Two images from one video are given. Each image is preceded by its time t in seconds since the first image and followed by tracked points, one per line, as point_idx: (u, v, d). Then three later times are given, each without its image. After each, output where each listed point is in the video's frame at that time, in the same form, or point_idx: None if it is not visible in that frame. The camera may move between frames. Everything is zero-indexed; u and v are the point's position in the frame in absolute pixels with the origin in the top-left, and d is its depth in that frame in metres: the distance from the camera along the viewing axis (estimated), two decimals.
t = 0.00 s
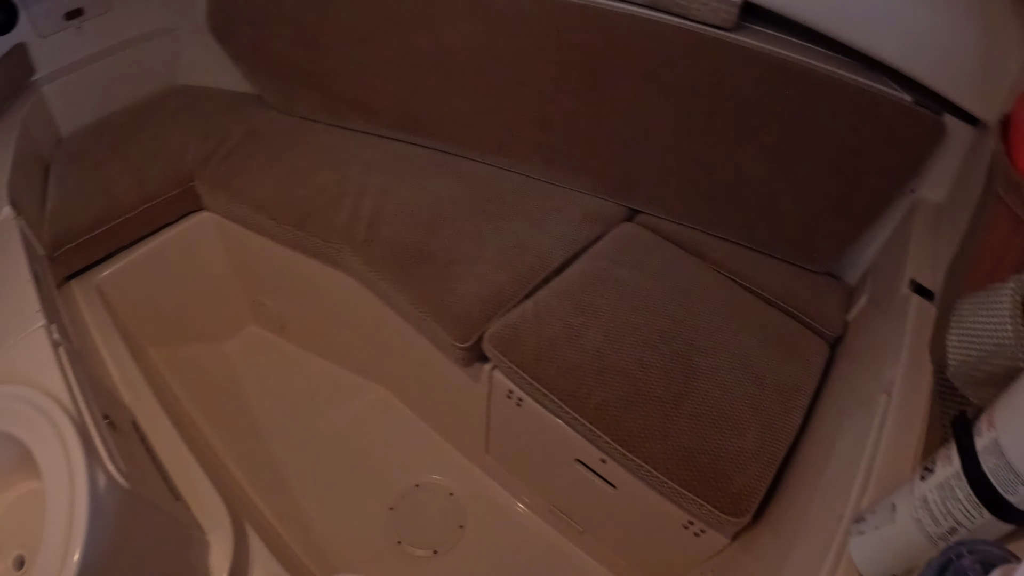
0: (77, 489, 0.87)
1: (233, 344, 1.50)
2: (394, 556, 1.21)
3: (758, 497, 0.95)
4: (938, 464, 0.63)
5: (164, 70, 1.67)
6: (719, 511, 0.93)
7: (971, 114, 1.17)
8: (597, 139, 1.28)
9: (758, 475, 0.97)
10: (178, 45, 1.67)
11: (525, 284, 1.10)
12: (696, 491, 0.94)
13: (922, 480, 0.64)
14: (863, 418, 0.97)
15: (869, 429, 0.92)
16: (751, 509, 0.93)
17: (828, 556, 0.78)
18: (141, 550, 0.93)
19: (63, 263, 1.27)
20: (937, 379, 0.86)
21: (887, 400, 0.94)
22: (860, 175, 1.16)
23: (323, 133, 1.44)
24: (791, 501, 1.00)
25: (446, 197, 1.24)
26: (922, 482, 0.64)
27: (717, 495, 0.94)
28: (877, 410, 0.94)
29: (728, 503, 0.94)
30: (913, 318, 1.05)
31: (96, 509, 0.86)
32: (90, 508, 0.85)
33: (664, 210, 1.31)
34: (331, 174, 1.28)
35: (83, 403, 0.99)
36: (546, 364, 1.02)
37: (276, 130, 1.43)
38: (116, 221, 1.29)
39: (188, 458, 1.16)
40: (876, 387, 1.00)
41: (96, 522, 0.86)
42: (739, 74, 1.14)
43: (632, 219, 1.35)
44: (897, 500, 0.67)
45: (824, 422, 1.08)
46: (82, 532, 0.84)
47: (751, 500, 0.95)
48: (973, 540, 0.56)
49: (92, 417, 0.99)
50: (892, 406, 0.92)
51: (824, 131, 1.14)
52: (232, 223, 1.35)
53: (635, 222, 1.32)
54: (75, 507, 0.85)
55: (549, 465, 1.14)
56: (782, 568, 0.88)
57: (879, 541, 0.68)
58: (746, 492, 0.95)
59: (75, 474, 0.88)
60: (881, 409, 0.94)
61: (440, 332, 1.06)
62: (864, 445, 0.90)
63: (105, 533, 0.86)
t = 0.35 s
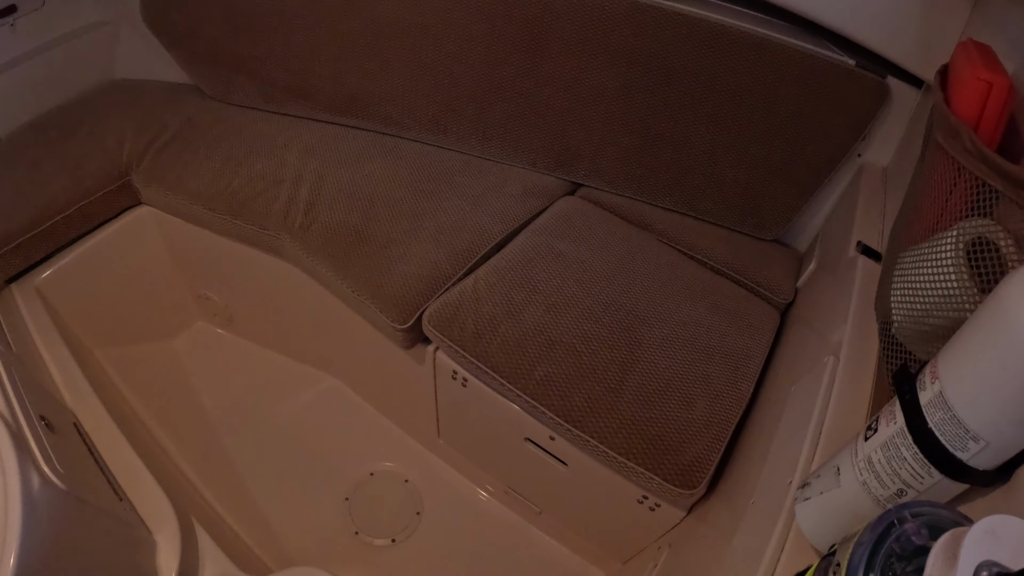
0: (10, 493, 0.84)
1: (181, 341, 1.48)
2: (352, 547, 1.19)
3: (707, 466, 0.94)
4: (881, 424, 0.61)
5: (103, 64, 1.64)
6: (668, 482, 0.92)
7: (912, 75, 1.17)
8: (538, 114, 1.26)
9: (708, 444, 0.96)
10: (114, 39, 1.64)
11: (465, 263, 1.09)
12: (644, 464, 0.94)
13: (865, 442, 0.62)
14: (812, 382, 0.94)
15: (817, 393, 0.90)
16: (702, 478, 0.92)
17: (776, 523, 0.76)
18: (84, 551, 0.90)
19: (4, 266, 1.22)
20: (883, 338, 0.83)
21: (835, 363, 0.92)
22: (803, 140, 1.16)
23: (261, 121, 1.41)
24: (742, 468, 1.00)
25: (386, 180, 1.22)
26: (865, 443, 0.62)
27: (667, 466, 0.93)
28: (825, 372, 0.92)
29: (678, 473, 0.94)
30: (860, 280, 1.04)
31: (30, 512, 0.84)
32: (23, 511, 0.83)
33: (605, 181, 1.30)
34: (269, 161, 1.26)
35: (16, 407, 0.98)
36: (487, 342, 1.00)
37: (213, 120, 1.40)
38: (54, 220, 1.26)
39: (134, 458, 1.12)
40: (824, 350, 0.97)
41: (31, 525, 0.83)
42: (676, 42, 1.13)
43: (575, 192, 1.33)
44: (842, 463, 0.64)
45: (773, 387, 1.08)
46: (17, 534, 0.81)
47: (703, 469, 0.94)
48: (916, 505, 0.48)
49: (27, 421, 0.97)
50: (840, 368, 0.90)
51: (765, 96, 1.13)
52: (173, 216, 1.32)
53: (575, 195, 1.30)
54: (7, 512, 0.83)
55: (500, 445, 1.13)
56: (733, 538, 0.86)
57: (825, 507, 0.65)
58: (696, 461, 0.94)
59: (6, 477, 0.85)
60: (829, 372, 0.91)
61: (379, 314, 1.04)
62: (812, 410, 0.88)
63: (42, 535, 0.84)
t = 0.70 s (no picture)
0: (21, 493, 0.83)
1: (187, 339, 1.47)
2: (360, 546, 1.19)
3: (720, 468, 0.94)
4: (903, 426, 0.61)
5: (109, 60, 1.64)
6: (681, 485, 0.92)
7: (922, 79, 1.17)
8: (549, 115, 1.26)
9: (720, 446, 0.96)
10: (121, 34, 1.64)
11: (476, 263, 1.08)
12: (658, 465, 0.93)
13: (886, 443, 0.62)
14: (826, 385, 0.94)
15: (831, 396, 0.90)
16: (714, 480, 0.92)
17: (794, 526, 0.76)
18: (96, 550, 0.89)
19: (10, 262, 1.22)
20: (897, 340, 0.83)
21: (849, 366, 0.92)
22: (814, 142, 1.16)
23: (268, 119, 1.40)
24: (753, 470, 1.00)
25: (395, 179, 1.22)
26: (886, 444, 0.62)
27: (679, 469, 0.93)
28: (839, 376, 0.92)
29: (690, 475, 0.93)
30: (871, 282, 1.04)
31: (41, 511, 0.83)
32: (34, 510, 0.82)
33: (616, 183, 1.30)
34: (279, 159, 1.25)
35: (26, 406, 0.97)
36: (499, 342, 1.00)
37: (221, 117, 1.40)
38: (61, 216, 1.25)
39: (142, 458, 1.12)
40: (837, 353, 0.97)
41: (43, 524, 0.82)
42: (688, 44, 1.13)
43: (585, 193, 1.33)
44: (863, 464, 0.64)
45: (784, 389, 1.08)
46: (28, 535, 0.80)
47: (715, 472, 0.94)
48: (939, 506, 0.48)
49: (37, 421, 0.96)
50: (854, 372, 0.90)
51: (777, 99, 1.13)
52: (181, 214, 1.31)
53: (586, 196, 1.30)
54: (18, 511, 0.82)
55: (509, 445, 1.13)
56: (748, 540, 0.86)
57: (846, 508, 0.65)
58: (709, 464, 0.94)
59: (17, 476, 0.85)
60: (842, 375, 0.91)
61: (390, 313, 1.04)
62: (827, 413, 0.88)
63: (53, 533, 0.83)
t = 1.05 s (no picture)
0: (33, 509, 0.82)
1: (198, 341, 1.45)
2: (373, 557, 1.17)
3: (746, 489, 0.92)
4: (954, 464, 0.59)
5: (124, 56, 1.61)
6: (707, 506, 0.90)
7: (953, 95, 1.15)
8: (572, 123, 1.24)
9: (747, 467, 0.94)
10: (137, 32, 1.62)
11: (499, 274, 1.06)
12: (684, 485, 0.91)
13: (936, 482, 0.60)
14: (857, 408, 0.92)
15: (864, 421, 0.88)
16: (741, 503, 0.90)
17: (829, 557, 0.74)
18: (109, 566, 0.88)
19: (21, 261, 1.21)
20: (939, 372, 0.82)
21: (882, 390, 0.90)
22: (843, 156, 1.13)
23: (285, 120, 1.38)
24: (779, 491, 0.98)
25: (415, 184, 1.20)
26: (936, 483, 0.59)
27: (705, 489, 0.91)
28: (871, 400, 0.89)
29: (716, 496, 0.91)
30: (903, 301, 1.01)
31: (55, 529, 0.81)
32: (47, 529, 0.80)
33: (638, 193, 1.27)
34: (297, 162, 1.23)
35: (38, 418, 0.95)
36: (522, 358, 0.98)
37: (237, 118, 1.38)
38: (74, 216, 1.24)
39: (155, 468, 1.10)
40: (867, 373, 0.95)
41: (57, 542, 0.81)
42: (718, 54, 1.10)
43: (608, 203, 1.31)
44: (909, 502, 0.62)
45: (811, 407, 1.06)
46: (40, 554, 0.79)
47: (742, 493, 0.92)
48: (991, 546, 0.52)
49: (49, 433, 0.95)
50: (887, 396, 0.88)
51: (806, 112, 1.11)
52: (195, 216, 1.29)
53: (608, 206, 1.28)
54: (31, 531, 0.80)
55: (528, 459, 1.11)
56: (775, 566, 0.84)
57: (890, 546, 0.63)
58: (735, 485, 0.92)
59: (29, 493, 0.83)
60: (875, 400, 0.89)
61: (411, 324, 1.02)
62: (859, 439, 0.86)
63: (67, 552, 0.81)
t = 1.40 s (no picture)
0: (9, 509, 0.79)
1: (189, 337, 1.42)
2: (362, 561, 1.14)
3: (747, 496, 0.89)
4: (973, 476, 0.55)
5: (118, 48, 1.60)
6: (705, 513, 0.87)
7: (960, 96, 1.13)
8: (572, 120, 1.22)
9: (746, 473, 0.91)
10: (131, 22, 1.60)
11: (495, 272, 1.03)
12: (682, 492, 0.88)
13: (954, 495, 0.56)
14: (863, 415, 0.89)
15: (870, 429, 0.85)
16: (740, 510, 0.87)
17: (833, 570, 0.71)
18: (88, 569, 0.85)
19: (9, 255, 1.18)
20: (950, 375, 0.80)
21: (889, 397, 0.87)
22: (847, 157, 1.11)
23: (281, 113, 1.36)
24: (779, 498, 0.95)
25: (411, 179, 1.17)
26: (953, 497, 0.56)
27: (703, 496, 0.88)
28: (878, 408, 0.87)
29: (714, 503, 0.88)
30: (908, 306, 0.99)
31: (31, 530, 0.78)
32: (22, 531, 0.77)
33: (639, 192, 1.25)
34: (291, 156, 1.21)
35: (14, 416, 0.92)
36: (518, 358, 0.95)
37: (232, 111, 1.35)
38: (62, 208, 1.21)
39: (140, 468, 1.07)
40: (872, 379, 0.93)
41: (32, 543, 0.77)
42: (720, 50, 1.08)
43: (608, 202, 1.29)
44: (923, 515, 0.59)
45: (814, 412, 1.03)
46: (15, 555, 0.75)
47: (741, 501, 0.89)
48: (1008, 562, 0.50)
49: (25, 431, 0.91)
50: (895, 404, 0.85)
51: (810, 111, 1.08)
52: (186, 209, 1.27)
53: (609, 205, 1.26)
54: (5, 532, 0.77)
55: (522, 462, 1.08)
56: None
57: (902, 561, 0.59)
58: (734, 492, 0.89)
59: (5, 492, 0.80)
60: (882, 407, 0.86)
61: (404, 323, 0.99)
62: (866, 449, 0.83)
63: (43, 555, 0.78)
